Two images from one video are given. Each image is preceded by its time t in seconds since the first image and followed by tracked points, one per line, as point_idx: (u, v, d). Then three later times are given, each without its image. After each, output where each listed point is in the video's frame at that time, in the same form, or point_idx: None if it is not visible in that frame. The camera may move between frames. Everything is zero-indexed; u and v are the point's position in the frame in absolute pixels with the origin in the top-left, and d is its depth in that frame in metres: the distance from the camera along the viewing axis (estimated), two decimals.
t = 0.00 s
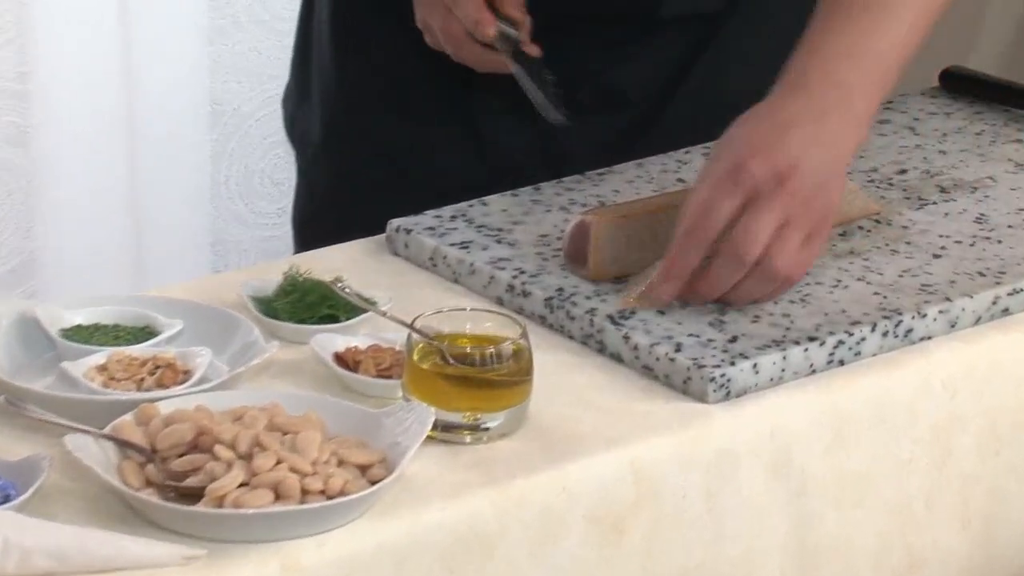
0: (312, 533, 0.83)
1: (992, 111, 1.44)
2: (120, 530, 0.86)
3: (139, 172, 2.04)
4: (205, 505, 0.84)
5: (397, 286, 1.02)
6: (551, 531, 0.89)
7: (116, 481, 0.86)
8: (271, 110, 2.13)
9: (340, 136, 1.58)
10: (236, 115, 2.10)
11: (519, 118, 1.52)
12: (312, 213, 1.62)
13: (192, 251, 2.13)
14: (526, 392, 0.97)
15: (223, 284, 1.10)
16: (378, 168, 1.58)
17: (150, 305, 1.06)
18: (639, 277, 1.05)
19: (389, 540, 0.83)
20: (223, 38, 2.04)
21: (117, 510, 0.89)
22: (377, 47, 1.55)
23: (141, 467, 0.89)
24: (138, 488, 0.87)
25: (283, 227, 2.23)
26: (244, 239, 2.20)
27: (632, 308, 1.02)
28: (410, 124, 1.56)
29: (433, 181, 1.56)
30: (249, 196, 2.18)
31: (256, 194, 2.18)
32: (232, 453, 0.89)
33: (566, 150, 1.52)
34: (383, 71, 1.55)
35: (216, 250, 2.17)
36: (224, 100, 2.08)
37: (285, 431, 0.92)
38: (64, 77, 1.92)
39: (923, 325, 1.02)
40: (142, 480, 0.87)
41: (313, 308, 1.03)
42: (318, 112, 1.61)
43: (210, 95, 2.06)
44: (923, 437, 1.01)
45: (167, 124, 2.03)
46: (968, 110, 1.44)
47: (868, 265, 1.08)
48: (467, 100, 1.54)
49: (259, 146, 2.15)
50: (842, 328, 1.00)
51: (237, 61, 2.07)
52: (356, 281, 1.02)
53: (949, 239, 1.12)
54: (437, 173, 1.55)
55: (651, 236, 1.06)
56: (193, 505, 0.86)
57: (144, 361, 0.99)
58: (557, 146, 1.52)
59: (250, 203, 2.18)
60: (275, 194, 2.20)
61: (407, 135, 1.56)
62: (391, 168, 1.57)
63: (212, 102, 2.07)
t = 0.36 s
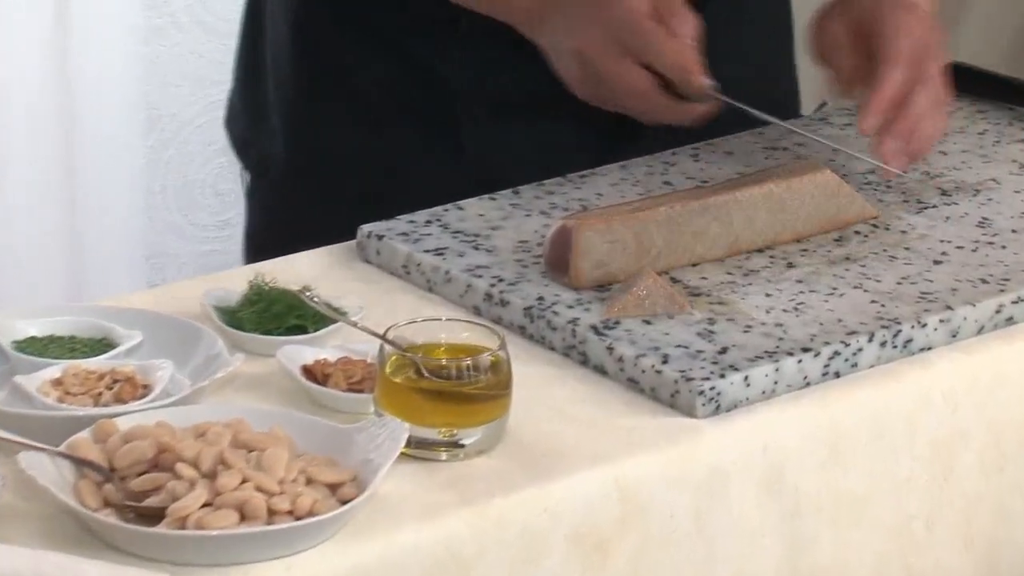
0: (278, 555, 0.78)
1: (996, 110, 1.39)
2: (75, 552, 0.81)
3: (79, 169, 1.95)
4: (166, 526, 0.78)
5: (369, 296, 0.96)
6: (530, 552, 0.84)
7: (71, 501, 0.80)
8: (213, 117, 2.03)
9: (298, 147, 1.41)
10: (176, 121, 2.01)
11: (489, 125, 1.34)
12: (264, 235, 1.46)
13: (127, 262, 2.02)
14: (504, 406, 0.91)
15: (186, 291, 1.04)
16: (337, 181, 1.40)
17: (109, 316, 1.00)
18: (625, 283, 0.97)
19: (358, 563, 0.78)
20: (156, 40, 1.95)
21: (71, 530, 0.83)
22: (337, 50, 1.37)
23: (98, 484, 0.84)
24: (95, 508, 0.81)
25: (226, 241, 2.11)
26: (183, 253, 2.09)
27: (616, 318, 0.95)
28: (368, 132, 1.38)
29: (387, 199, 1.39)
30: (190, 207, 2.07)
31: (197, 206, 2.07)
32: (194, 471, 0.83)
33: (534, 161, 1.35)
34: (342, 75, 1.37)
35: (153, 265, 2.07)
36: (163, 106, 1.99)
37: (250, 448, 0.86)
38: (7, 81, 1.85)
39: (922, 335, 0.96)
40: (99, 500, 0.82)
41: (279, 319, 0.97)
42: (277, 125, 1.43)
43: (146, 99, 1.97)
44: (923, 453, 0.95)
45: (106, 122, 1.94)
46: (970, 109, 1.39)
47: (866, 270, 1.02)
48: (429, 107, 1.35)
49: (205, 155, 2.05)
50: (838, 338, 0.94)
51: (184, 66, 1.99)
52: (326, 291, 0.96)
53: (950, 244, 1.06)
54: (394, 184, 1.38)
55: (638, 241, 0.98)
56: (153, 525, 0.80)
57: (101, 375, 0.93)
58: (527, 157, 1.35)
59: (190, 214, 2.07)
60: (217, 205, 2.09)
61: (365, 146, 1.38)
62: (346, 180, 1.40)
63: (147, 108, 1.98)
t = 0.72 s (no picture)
0: None
1: (998, 108, 1.34)
2: None
3: (8, 182, 1.89)
4: (122, 549, 0.73)
5: (337, 307, 0.91)
6: None
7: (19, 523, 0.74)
8: (154, 122, 1.99)
9: (262, 151, 1.34)
10: (119, 129, 1.96)
11: (463, 125, 1.28)
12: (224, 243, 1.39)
13: (64, 277, 1.99)
14: (479, 419, 0.86)
15: (146, 297, 0.98)
16: (302, 186, 1.33)
17: (59, 327, 0.93)
18: (608, 291, 0.91)
19: None
20: (105, 41, 1.91)
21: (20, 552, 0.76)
22: (302, 50, 1.29)
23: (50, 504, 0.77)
24: (48, 530, 0.75)
25: (163, 254, 2.07)
26: (123, 267, 2.05)
27: (598, 326, 0.89)
28: (335, 134, 1.31)
29: (354, 202, 1.32)
30: (127, 218, 2.02)
31: (136, 218, 2.03)
32: (153, 490, 0.77)
33: (511, 160, 1.30)
34: (307, 76, 1.30)
35: (92, 280, 2.02)
36: (107, 114, 1.94)
37: (212, 465, 0.80)
38: None
39: (921, 344, 0.91)
40: (51, 521, 0.75)
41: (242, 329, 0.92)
42: (238, 130, 1.35)
43: (88, 109, 1.92)
44: (922, 469, 0.90)
45: (50, 130, 1.89)
46: (971, 106, 1.34)
47: (861, 276, 0.97)
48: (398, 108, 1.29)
49: (138, 165, 2.00)
50: (832, 348, 0.89)
51: (124, 70, 1.94)
52: (291, 299, 0.91)
53: (950, 248, 1.01)
54: (363, 187, 1.31)
55: (622, 245, 0.93)
56: (108, 548, 0.74)
57: (53, 389, 0.87)
58: (504, 158, 1.30)
59: (129, 227, 2.02)
60: (156, 216, 2.04)
61: (331, 149, 1.31)
62: (313, 184, 1.32)
63: (90, 116, 1.93)
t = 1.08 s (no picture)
0: None
1: (999, 105, 1.29)
2: None
3: None
4: (75, 572, 0.68)
5: (303, 315, 0.86)
6: None
7: None
8: (98, 120, 1.88)
9: (228, 145, 1.29)
10: (64, 129, 1.86)
11: (441, 125, 1.23)
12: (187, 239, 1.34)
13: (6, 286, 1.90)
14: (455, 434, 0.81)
15: (102, 305, 0.93)
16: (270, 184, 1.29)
17: (6, 335, 0.88)
18: (590, 297, 0.86)
19: None
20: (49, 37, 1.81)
21: None
22: (271, 44, 1.25)
23: None
24: None
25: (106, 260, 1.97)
26: (66, 275, 1.94)
27: (579, 335, 0.85)
28: (309, 131, 1.26)
29: (326, 203, 1.28)
30: (70, 223, 1.92)
31: (78, 221, 1.93)
32: (109, 510, 0.72)
33: (491, 163, 1.25)
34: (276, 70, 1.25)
35: (36, 289, 1.93)
36: (49, 113, 1.84)
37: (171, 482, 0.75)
38: None
39: (920, 354, 0.86)
40: None
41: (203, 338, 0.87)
42: (203, 123, 1.31)
43: (34, 107, 1.83)
44: (922, 485, 0.86)
45: None
46: (972, 102, 1.29)
47: (857, 281, 0.92)
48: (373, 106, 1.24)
49: (80, 166, 1.90)
50: (826, 358, 0.84)
51: (69, 63, 1.83)
52: (254, 307, 0.86)
53: (950, 252, 0.96)
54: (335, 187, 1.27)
55: (604, 250, 0.88)
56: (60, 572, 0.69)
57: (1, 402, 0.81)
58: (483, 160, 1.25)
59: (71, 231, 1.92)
60: (98, 218, 1.94)
61: (304, 147, 1.27)
62: (283, 183, 1.28)
63: (36, 117, 1.84)
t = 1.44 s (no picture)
0: None
1: (1005, 100, 1.25)
2: None
3: None
4: None
5: (270, 323, 0.82)
6: None
7: None
8: (46, 115, 1.80)
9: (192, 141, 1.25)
10: (6, 122, 1.77)
11: (416, 116, 1.18)
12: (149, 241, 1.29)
13: None
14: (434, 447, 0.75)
15: (57, 313, 0.88)
16: (238, 181, 1.25)
17: None
18: (573, 303, 0.82)
19: None
20: None
21: None
22: (237, 34, 1.21)
23: None
24: None
25: (60, 262, 1.88)
26: (18, 279, 1.86)
27: (562, 344, 0.80)
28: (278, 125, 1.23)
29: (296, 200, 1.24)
30: (19, 224, 1.83)
31: (29, 224, 1.84)
32: (64, 530, 0.67)
33: (470, 157, 1.20)
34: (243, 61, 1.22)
35: None
36: None
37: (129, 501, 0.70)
38: None
39: (922, 363, 0.81)
40: None
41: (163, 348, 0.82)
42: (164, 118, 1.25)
43: None
44: (926, 502, 0.81)
45: None
46: (976, 96, 1.24)
47: (855, 286, 0.88)
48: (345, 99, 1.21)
49: (26, 162, 1.80)
50: (823, 368, 0.79)
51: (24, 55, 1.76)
52: (218, 315, 0.81)
53: (954, 255, 0.92)
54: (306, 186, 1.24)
55: (588, 253, 0.83)
56: None
57: None
58: (461, 154, 1.19)
59: (21, 234, 1.84)
60: (49, 219, 1.85)
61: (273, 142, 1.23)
62: (252, 180, 1.25)
63: None
